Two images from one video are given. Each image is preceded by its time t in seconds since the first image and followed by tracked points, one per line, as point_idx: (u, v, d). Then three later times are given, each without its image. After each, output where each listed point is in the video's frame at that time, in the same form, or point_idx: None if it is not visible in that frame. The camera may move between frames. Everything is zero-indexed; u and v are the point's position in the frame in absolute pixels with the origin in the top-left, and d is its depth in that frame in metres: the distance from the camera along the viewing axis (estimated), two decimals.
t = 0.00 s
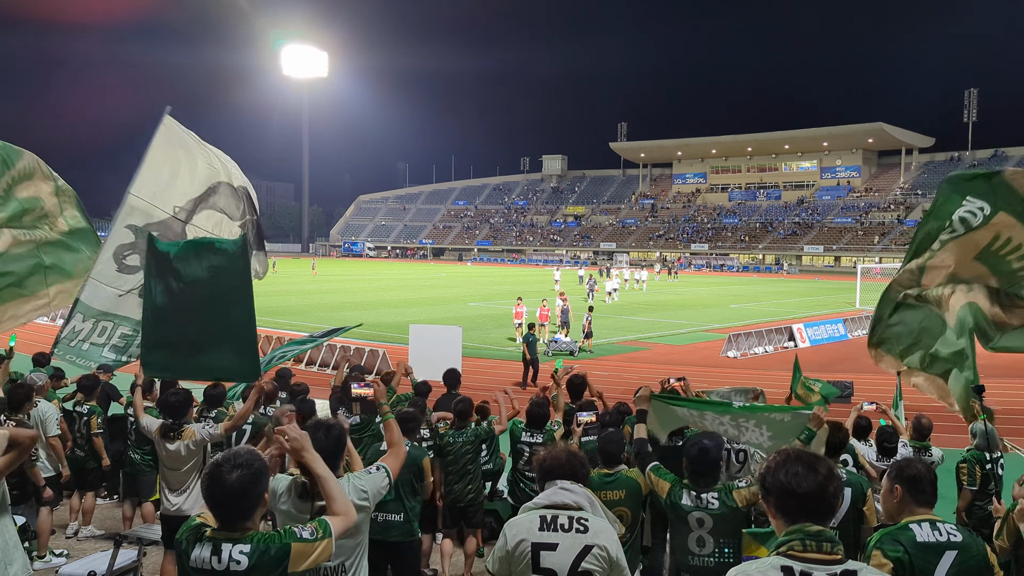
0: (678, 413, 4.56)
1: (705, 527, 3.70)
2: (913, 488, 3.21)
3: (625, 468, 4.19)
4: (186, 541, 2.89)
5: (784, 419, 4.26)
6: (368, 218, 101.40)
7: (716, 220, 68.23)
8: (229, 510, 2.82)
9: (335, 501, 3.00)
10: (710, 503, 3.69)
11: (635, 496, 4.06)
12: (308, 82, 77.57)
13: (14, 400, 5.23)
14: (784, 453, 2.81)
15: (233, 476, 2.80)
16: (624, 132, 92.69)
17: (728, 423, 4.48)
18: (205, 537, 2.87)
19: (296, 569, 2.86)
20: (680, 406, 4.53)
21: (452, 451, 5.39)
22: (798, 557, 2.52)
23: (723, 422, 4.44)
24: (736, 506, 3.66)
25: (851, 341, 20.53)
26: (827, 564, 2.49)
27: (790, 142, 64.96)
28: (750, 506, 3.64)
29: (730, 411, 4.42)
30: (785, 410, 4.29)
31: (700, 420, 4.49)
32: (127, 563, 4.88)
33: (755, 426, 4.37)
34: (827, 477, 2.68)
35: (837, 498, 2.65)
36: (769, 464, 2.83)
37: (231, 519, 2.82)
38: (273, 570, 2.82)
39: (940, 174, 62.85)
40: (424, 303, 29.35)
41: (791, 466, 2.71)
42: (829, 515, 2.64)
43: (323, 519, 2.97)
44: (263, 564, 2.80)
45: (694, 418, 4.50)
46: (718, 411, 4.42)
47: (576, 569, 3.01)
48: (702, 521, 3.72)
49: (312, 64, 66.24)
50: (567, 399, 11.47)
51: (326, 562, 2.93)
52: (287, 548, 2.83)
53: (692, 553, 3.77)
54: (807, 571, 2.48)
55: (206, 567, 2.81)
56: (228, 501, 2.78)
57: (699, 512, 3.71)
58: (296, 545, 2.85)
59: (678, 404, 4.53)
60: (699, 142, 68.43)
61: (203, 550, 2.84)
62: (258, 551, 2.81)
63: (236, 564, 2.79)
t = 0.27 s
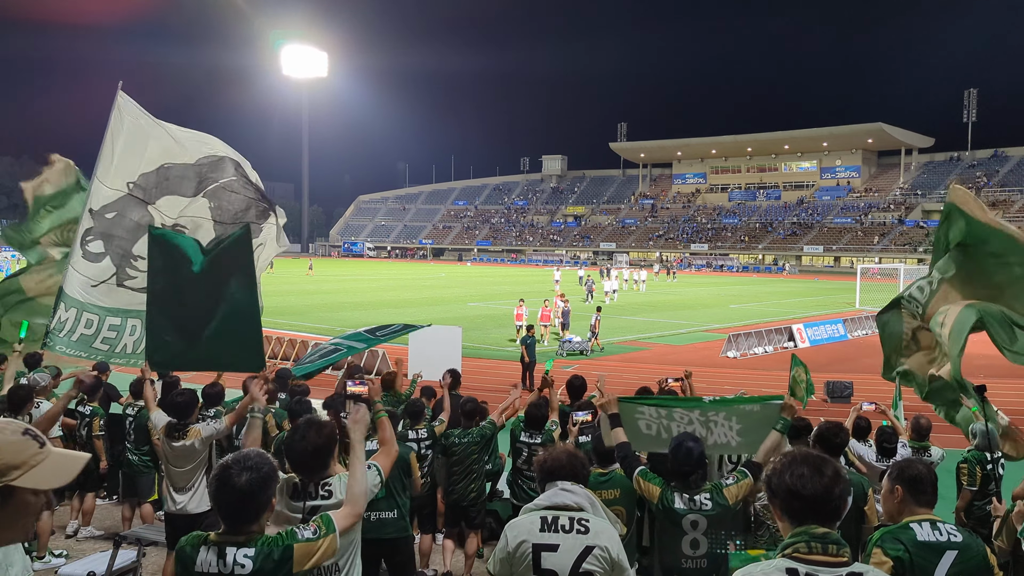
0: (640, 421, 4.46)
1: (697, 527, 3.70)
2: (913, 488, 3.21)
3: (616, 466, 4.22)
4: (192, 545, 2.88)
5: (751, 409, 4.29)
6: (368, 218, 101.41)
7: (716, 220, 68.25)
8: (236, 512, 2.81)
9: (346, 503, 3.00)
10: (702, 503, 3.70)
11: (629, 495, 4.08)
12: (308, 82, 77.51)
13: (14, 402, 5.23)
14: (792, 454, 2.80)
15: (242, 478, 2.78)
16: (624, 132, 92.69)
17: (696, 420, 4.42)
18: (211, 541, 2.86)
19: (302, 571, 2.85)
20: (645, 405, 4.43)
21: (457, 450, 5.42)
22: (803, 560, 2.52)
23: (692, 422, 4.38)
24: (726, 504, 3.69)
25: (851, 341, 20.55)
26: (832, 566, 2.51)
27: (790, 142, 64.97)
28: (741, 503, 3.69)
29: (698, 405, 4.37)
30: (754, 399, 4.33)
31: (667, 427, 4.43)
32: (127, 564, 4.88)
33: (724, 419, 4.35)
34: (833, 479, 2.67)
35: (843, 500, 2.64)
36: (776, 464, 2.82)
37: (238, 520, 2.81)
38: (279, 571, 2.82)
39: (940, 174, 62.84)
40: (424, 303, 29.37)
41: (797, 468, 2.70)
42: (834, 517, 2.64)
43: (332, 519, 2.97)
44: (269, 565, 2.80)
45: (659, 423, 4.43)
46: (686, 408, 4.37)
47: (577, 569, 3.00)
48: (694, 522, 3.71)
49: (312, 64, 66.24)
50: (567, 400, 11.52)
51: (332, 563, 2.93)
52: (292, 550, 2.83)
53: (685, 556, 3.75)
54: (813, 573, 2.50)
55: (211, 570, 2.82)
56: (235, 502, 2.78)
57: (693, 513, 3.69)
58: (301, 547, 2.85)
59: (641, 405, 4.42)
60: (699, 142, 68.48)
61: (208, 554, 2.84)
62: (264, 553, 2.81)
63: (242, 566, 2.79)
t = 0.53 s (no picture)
0: (619, 412, 4.44)
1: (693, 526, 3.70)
2: (914, 488, 3.22)
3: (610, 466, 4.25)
4: (198, 546, 2.89)
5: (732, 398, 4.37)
6: (367, 218, 101.37)
7: (715, 220, 68.23)
8: (244, 511, 2.81)
9: (352, 500, 2.99)
10: (698, 500, 3.71)
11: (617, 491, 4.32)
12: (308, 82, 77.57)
13: (13, 403, 5.24)
14: (803, 456, 2.80)
15: (249, 477, 2.77)
16: (624, 132, 92.66)
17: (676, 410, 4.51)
18: (216, 539, 2.87)
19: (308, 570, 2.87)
20: (625, 400, 4.41)
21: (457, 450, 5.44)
22: (814, 563, 2.55)
23: (672, 410, 4.46)
24: (720, 502, 3.71)
25: (850, 341, 20.55)
26: (845, 569, 2.54)
27: (789, 142, 64.99)
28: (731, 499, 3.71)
29: (680, 399, 4.45)
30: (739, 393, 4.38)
31: (647, 415, 4.46)
32: (127, 563, 4.91)
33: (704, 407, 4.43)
34: (846, 480, 2.66)
35: (857, 501, 2.64)
36: (788, 466, 2.82)
37: (244, 518, 2.81)
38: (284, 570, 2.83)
39: (940, 174, 62.85)
40: (423, 303, 29.36)
41: (810, 469, 2.70)
42: (845, 520, 2.64)
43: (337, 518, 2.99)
44: (275, 563, 2.81)
45: (639, 413, 4.44)
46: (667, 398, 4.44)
47: (579, 570, 3.01)
48: (691, 521, 3.71)
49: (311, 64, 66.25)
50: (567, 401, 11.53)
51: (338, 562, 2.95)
52: (297, 549, 2.85)
53: (680, 554, 3.75)
54: None
55: (215, 570, 2.82)
56: (242, 501, 2.78)
57: (689, 510, 3.70)
58: (306, 547, 2.86)
59: (621, 400, 4.40)
60: (699, 142, 68.44)
61: (212, 554, 2.84)
62: (269, 551, 2.82)
63: (247, 564, 2.80)
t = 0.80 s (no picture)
0: (616, 428, 4.31)
1: (689, 528, 3.70)
2: (918, 492, 3.22)
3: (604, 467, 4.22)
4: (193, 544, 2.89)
5: (733, 413, 4.24)
6: (367, 218, 101.38)
7: (715, 220, 68.22)
8: (241, 509, 2.83)
9: (354, 500, 2.92)
10: (695, 497, 3.73)
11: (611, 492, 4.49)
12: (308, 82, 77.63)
13: (14, 404, 5.22)
14: (818, 460, 2.80)
15: (246, 473, 2.78)
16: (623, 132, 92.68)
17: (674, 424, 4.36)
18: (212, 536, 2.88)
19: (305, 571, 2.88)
20: (622, 413, 4.29)
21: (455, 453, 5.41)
22: (832, 565, 2.52)
23: (671, 425, 4.30)
24: (716, 503, 3.71)
25: (850, 341, 20.57)
26: (864, 572, 2.50)
27: (789, 142, 65.04)
28: (730, 500, 3.68)
29: (678, 411, 4.29)
30: (740, 406, 4.25)
31: (644, 431, 4.32)
32: (126, 564, 4.91)
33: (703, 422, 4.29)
34: (866, 483, 2.66)
35: (875, 504, 2.64)
36: (803, 470, 2.83)
37: (241, 516, 2.82)
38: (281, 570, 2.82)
39: (940, 174, 62.91)
40: (424, 303, 29.37)
41: (829, 472, 2.70)
42: (861, 520, 2.64)
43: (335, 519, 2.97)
44: (272, 565, 2.81)
45: (636, 428, 4.31)
46: (666, 414, 4.27)
47: (582, 571, 3.03)
48: (687, 524, 3.71)
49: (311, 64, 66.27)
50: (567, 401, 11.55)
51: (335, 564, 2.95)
52: (292, 549, 2.85)
53: (677, 554, 3.73)
54: None
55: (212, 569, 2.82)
56: (241, 499, 2.79)
57: (687, 507, 3.71)
58: (300, 546, 2.86)
59: (617, 413, 4.28)
60: (699, 141, 68.46)
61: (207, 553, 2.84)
62: (265, 550, 2.82)
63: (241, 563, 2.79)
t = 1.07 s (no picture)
0: (626, 424, 4.47)
1: (697, 524, 3.72)
2: (920, 493, 3.25)
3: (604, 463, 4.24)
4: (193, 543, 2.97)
5: (742, 414, 4.38)
6: (368, 217, 101.34)
7: (716, 220, 68.23)
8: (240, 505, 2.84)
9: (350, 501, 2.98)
10: (704, 494, 3.74)
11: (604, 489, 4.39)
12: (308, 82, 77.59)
13: (15, 403, 5.24)
14: (829, 463, 2.83)
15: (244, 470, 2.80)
16: (624, 131, 92.63)
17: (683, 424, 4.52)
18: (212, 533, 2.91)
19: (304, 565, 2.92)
20: (631, 410, 4.42)
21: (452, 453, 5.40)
22: (847, 566, 2.54)
23: (680, 424, 4.47)
24: (724, 500, 3.72)
25: (851, 341, 20.58)
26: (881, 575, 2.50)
27: (790, 142, 65.02)
28: (738, 498, 3.69)
29: (686, 410, 4.44)
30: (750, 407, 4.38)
31: (653, 429, 4.49)
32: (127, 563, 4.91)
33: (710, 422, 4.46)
34: (881, 486, 2.69)
35: (889, 504, 2.66)
36: (817, 472, 2.85)
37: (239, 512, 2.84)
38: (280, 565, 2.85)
39: (940, 173, 62.86)
40: (424, 303, 29.36)
41: (845, 473, 2.73)
42: (876, 521, 2.66)
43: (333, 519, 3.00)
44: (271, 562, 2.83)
45: (646, 425, 4.47)
46: (674, 412, 4.43)
47: (586, 570, 3.03)
48: (693, 520, 3.74)
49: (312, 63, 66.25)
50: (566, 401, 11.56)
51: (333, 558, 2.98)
52: (290, 544, 2.89)
53: (684, 550, 3.76)
54: None
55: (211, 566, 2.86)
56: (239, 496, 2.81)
57: (694, 504, 3.73)
58: (299, 543, 2.89)
59: (626, 410, 4.41)
60: (699, 141, 68.48)
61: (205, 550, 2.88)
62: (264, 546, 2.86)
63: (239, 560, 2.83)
